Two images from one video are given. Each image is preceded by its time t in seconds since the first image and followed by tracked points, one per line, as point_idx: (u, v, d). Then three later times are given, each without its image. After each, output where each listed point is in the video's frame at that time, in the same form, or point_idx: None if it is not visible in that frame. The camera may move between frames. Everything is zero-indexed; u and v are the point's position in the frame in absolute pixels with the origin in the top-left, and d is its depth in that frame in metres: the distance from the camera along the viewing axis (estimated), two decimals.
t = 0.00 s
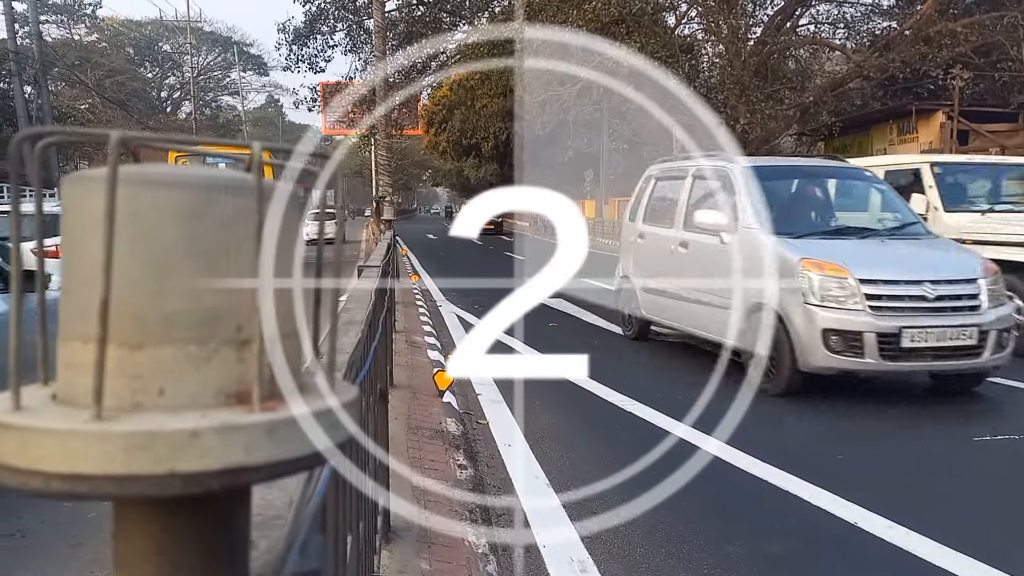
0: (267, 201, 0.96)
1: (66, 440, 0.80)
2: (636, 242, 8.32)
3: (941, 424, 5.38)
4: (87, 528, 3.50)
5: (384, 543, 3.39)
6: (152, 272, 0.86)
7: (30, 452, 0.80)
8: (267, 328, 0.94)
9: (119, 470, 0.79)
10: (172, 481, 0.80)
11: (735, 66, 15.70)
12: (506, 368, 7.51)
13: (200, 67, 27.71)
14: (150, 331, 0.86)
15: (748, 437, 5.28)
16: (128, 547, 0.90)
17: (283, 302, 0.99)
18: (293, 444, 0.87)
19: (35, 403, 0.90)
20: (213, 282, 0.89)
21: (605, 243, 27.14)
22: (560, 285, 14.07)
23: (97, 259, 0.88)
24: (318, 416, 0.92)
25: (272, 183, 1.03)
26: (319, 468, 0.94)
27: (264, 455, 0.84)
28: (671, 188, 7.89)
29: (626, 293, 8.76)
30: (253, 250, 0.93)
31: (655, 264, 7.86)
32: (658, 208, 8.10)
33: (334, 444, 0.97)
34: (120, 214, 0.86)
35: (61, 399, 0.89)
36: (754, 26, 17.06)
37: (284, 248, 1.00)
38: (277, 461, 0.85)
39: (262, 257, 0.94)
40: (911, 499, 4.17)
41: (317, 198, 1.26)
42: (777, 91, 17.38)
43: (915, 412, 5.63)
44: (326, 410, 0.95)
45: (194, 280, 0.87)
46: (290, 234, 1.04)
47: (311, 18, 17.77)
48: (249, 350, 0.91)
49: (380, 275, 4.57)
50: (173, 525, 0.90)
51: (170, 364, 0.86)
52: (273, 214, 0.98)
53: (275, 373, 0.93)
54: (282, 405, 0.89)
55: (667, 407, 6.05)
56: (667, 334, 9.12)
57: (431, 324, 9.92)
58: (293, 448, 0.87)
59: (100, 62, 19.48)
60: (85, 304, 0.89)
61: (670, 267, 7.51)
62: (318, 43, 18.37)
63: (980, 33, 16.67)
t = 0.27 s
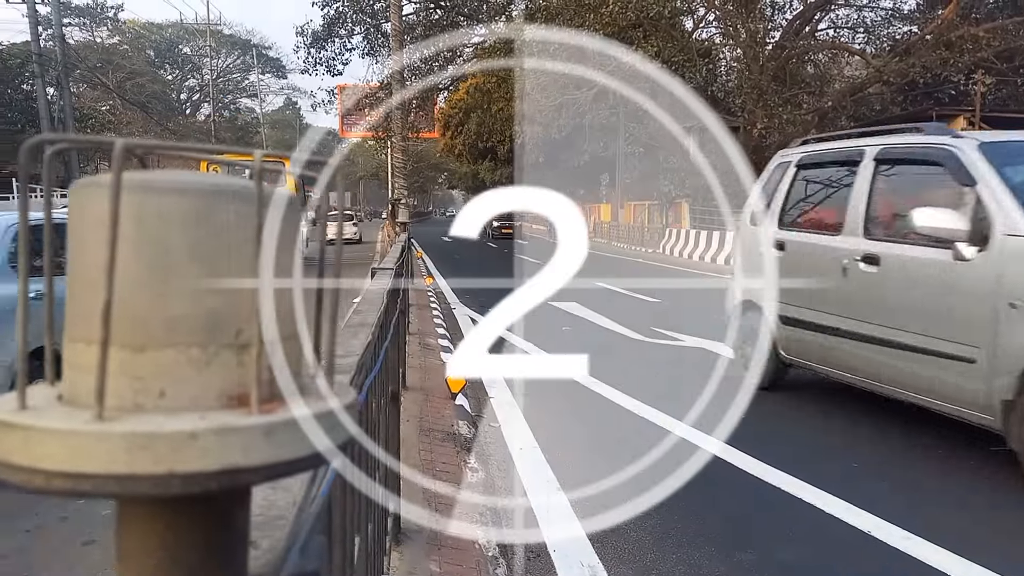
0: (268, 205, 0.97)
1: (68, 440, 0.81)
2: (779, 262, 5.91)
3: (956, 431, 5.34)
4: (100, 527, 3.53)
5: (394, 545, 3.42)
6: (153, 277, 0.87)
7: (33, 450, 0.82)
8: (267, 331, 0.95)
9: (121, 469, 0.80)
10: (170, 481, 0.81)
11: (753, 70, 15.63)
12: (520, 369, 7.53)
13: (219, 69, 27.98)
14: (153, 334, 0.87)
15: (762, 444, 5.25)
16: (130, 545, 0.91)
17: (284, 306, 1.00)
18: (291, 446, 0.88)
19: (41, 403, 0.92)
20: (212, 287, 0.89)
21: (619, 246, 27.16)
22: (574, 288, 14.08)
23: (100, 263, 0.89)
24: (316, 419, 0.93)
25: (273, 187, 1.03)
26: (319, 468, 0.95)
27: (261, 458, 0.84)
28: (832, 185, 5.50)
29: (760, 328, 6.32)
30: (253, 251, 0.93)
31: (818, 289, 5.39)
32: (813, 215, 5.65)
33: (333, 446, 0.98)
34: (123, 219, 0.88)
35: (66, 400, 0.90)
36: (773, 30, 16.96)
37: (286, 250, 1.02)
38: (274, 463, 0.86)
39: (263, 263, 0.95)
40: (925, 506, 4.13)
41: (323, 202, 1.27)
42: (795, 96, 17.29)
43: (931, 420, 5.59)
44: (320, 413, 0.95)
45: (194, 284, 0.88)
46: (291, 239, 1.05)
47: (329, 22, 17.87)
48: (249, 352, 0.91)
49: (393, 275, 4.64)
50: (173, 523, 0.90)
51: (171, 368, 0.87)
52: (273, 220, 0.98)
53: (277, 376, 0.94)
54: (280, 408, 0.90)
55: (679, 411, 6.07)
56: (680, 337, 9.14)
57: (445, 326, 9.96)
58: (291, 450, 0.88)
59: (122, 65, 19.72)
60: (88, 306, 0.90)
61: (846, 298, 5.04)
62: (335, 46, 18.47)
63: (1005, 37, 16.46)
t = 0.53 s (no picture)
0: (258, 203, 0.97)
1: (54, 436, 0.81)
2: None
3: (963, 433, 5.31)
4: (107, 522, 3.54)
5: (398, 545, 3.43)
6: (139, 276, 0.88)
7: (20, 445, 0.83)
8: (255, 329, 0.95)
9: (103, 465, 0.80)
10: (153, 477, 0.81)
11: (764, 70, 15.66)
12: (528, 369, 7.54)
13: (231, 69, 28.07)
14: (138, 332, 0.87)
15: (768, 444, 5.23)
16: (115, 545, 0.91)
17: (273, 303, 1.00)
18: (276, 443, 0.88)
19: (31, 398, 0.92)
20: (200, 286, 0.90)
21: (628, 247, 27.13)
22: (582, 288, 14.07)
23: (87, 264, 0.90)
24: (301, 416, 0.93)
25: (262, 187, 1.03)
26: (305, 465, 0.95)
27: (246, 455, 0.85)
28: None
29: (996, 377, 4.36)
30: (241, 249, 0.93)
31: None
32: None
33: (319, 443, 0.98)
34: (110, 217, 0.88)
35: (55, 396, 0.90)
36: (784, 30, 16.88)
37: (275, 248, 1.02)
38: (258, 460, 0.86)
39: (251, 262, 0.95)
40: (930, 508, 4.11)
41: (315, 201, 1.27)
42: (806, 96, 17.21)
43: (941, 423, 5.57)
44: (307, 410, 0.96)
45: (181, 285, 0.88)
46: (280, 237, 1.05)
47: (340, 21, 17.88)
48: (236, 349, 0.92)
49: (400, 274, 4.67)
50: (158, 519, 0.91)
51: (157, 365, 0.87)
52: (262, 218, 0.98)
53: (264, 374, 0.95)
54: (266, 405, 0.91)
55: (685, 412, 6.06)
56: (687, 337, 9.12)
57: (453, 325, 9.97)
58: (275, 447, 0.88)
59: (134, 65, 19.80)
60: (74, 304, 0.91)
61: None
62: (345, 45, 18.50)
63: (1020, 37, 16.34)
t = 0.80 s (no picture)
0: (226, 204, 0.94)
1: (20, 435, 0.79)
2: None
3: (963, 439, 5.29)
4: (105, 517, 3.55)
5: (395, 544, 3.44)
6: (106, 276, 0.84)
7: None
8: (223, 329, 0.92)
9: (67, 466, 0.78)
10: (118, 479, 0.79)
11: (768, 72, 15.78)
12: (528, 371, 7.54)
13: (235, 67, 28.08)
14: (106, 331, 0.84)
15: (768, 447, 5.21)
16: (84, 549, 0.87)
17: (248, 304, 0.97)
18: (244, 445, 0.86)
19: None
20: (171, 286, 0.87)
21: (631, 248, 27.11)
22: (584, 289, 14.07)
23: (54, 263, 0.87)
24: (273, 419, 0.90)
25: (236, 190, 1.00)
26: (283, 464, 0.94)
27: (210, 458, 0.83)
28: None
29: None
30: (208, 250, 0.90)
31: None
32: None
33: (293, 445, 0.96)
34: (78, 217, 0.85)
35: (26, 397, 0.88)
36: (788, 33, 16.87)
37: (249, 253, 0.99)
38: (222, 464, 0.84)
39: (221, 263, 0.92)
40: (928, 511, 4.09)
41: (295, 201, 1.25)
42: (811, 99, 17.20)
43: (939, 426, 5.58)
44: (281, 413, 0.92)
45: (149, 286, 0.86)
46: (255, 237, 1.02)
47: (344, 21, 17.87)
48: (204, 351, 0.89)
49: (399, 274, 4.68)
50: (128, 520, 0.87)
51: (125, 365, 0.84)
52: (233, 218, 0.95)
53: (235, 373, 0.92)
54: (234, 407, 0.88)
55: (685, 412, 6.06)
56: (688, 338, 9.13)
57: (454, 325, 9.96)
58: (242, 449, 0.86)
59: (138, 62, 19.80)
60: (42, 305, 0.88)
61: None
62: (350, 45, 18.52)
63: None
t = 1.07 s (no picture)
0: (195, 200, 0.84)
1: None
2: None
3: (965, 442, 5.27)
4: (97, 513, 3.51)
5: (394, 544, 3.45)
6: (71, 273, 0.75)
7: None
8: (191, 325, 0.82)
9: (28, 462, 0.71)
10: (80, 474, 0.71)
11: (771, 74, 15.67)
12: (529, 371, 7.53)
13: (238, 65, 28.04)
14: (73, 329, 0.75)
15: (768, 449, 5.18)
16: (52, 536, 0.76)
17: (220, 302, 0.88)
18: (211, 443, 0.78)
19: None
20: (137, 282, 0.77)
21: (633, 249, 27.10)
22: (585, 289, 14.06)
23: (13, 260, 0.77)
24: (245, 414, 0.82)
25: (212, 185, 0.90)
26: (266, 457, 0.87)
27: (175, 455, 0.75)
28: None
29: None
30: (174, 246, 0.80)
31: None
32: None
33: (268, 440, 0.86)
34: (42, 213, 0.76)
35: None
36: (792, 35, 16.79)
37: (224, 251, 0.89)
38: (189, 459, 0.76)
39: (188, 260, 0.82)
40: (927, 514, 4.09)
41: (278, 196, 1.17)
42: (814, 101, 17.17)
43: (941, 429, 5.57)
44: (255, 410, 0.84)
45: (115, 288, 0.76)
46: (228, 232, 0.92)
47: (347, 19, 17.89)
48: (172, 348, 0.79)
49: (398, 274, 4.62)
50: (97, 514, 0.76)
51: (91, 362, 0.75)
52: (204, 213, 0.85)
53: (203, 369, 0.83)
54: (202, 403, 0.79)
55: (684, 413, 6.05)
56: (689, 339, 9.10)
57: (455, 325, 9.96)
58: (210, 446, 0.77)
59: (141, 59, 19.78)
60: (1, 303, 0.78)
61: None
62: (353, 44, 18.56)
63: None
